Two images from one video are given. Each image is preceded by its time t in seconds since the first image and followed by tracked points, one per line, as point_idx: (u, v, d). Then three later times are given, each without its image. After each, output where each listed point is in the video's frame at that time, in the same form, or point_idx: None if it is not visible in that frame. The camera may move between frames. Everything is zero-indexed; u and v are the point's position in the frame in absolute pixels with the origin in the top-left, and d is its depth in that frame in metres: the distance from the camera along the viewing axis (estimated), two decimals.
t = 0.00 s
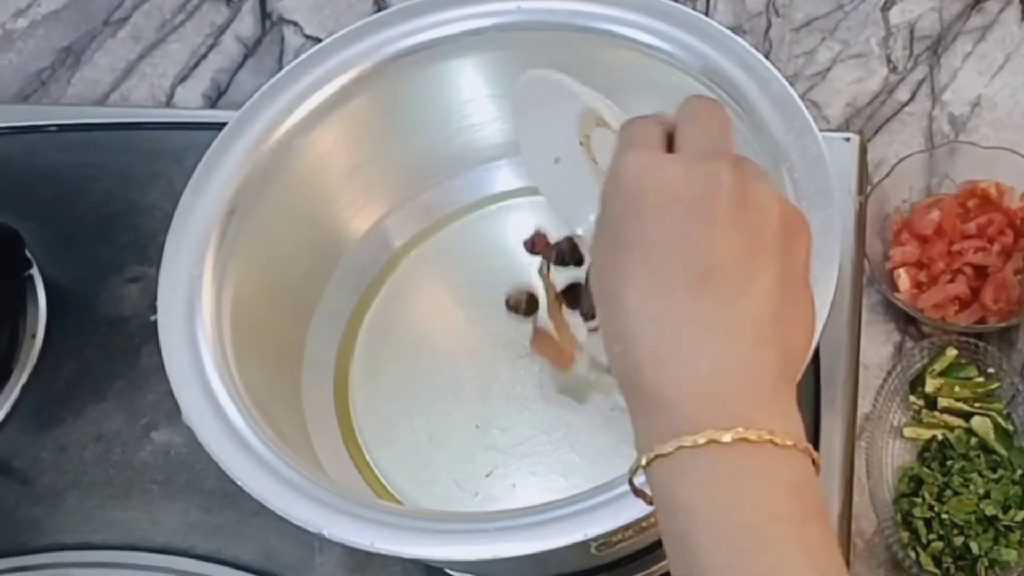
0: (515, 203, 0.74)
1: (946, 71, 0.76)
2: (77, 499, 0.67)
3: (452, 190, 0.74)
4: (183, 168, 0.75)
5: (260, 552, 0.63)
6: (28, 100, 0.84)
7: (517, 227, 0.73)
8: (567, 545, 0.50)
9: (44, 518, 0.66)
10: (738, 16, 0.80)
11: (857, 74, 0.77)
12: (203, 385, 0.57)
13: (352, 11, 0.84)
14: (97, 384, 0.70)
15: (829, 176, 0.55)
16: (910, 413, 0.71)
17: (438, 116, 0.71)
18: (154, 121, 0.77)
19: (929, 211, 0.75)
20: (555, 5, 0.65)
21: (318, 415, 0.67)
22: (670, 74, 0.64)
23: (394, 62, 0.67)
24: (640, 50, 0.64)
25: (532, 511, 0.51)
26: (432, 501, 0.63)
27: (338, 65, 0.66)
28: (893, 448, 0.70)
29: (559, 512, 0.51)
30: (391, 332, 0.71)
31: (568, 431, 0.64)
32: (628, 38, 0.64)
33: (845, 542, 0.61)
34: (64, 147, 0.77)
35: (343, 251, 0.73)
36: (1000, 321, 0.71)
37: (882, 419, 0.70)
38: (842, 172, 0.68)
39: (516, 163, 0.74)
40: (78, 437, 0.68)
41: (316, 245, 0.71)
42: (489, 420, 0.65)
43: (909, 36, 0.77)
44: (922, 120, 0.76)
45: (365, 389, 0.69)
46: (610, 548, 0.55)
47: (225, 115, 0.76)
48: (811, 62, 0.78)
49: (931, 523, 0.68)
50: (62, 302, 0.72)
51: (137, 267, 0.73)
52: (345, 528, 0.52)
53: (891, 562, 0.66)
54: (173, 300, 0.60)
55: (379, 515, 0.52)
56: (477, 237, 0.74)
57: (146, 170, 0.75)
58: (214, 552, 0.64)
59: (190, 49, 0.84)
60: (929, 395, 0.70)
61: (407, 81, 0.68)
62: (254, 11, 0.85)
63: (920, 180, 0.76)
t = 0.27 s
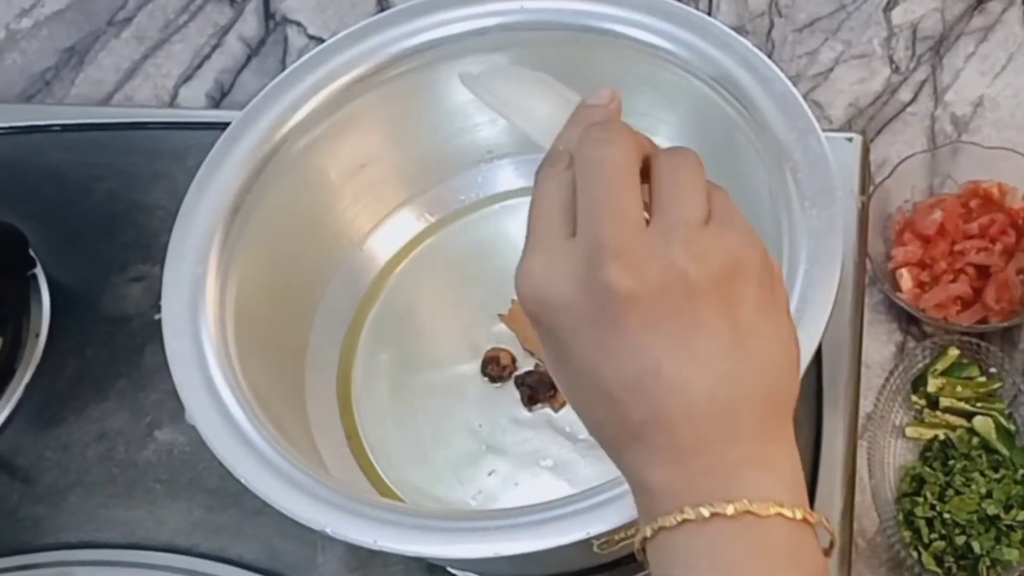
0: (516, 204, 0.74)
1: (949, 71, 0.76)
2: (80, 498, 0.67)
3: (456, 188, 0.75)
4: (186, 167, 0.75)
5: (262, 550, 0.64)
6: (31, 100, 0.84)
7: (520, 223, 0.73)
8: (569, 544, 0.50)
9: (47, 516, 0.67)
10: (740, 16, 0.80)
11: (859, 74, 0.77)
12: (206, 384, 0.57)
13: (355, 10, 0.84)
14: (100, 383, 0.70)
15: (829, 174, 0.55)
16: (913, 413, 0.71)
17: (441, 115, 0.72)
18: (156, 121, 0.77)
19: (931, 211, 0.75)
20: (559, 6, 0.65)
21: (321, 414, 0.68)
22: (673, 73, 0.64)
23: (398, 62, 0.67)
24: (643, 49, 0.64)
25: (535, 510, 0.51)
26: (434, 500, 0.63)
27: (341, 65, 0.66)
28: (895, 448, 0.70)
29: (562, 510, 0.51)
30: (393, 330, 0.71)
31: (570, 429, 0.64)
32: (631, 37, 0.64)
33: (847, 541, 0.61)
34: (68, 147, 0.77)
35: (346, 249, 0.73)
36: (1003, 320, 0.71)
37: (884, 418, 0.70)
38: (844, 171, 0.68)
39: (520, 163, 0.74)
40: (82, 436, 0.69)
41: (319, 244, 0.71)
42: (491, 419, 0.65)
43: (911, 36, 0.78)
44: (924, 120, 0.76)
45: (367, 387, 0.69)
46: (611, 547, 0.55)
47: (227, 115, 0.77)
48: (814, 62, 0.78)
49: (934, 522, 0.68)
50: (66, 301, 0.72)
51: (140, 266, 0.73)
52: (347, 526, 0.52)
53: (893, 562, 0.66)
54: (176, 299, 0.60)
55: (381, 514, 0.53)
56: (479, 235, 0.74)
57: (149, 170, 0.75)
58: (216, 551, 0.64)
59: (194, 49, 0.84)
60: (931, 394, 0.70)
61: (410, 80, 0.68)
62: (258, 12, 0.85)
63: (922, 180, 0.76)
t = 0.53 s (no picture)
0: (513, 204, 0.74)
1: (945, 72, 0.76)
2: (78, 497, 0.67)
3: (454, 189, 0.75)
4: (184, 168, 0.75)
5: (259, 550, 0.64)
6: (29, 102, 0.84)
7: (517, 225, 0.73)
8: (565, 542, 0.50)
9: (46, 516, 0.67)
10: (738, 18, 0.80)
11: (857, 75, 0.77)
12: (203, 383, 0.57)
13: (353, 12, 0.84)
14: (98, 382, 0.70)
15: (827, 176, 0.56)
16: (909, 413, 0.71)
17: (439, 115, 0.72)
18: (155, 122, 0.77)
19: (928, 211, 0.75)
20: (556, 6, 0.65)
21: (318, 413, 0.68)
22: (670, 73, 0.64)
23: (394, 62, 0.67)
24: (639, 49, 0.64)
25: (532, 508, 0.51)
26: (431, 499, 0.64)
27: (339, 65, 0.66)
28: (892, 447, 0.71)
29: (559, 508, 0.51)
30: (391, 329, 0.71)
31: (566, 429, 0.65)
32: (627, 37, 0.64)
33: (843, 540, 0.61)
34: (66, 148, 0.77)
35: (343, 250, 0.73)
36: (998, 320, 0.72)
37: (881, 418, 0.70)
38: (841, 171, 0.69)
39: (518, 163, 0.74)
40: (79, 436, 0.69)
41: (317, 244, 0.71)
42: (488, 418, 0.66)
43: (908, 37, 0.78)
44: (921, 121, 0.76)
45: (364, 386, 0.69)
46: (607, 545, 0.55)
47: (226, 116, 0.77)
48: (811, 63, 0.78)
49: (929, 521, 0.68)
50: (64, 301, 0.72)
51: (138, 266, 0.73)
52: (343, 525, 0.53)
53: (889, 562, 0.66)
54: (173, 298, 0.60)
55: (377, 512, 0.53)
56: (477, 235, 0.74)
57: (147, 170, 0.75)
58: (213, 550, 0.64)
59: (192, 51, 0.84)
60: (928, 394, 0.71)
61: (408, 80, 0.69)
62: (255, 13, 0.85)
63: (919, 181, 0.76)
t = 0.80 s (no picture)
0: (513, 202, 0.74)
1: (945, 70, 0.76)
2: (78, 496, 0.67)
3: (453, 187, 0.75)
4: (185, 167, 0.75)
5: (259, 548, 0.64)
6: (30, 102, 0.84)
7: (518, 224, 0.74)
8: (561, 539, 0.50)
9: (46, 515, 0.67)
10: (737, 16, 0.80)
11: (856, 73, 0.77)
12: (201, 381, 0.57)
13: (354, 12, 0.84)
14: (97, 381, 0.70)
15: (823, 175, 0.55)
16: (909, 411, 0.71)
17: (437, 113, 0.72)
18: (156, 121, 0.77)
19: (927, 209, 0.75)
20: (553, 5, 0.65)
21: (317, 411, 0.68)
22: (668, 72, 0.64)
23: (391, 61, 0.67)
24: (636, 47, 0.64)
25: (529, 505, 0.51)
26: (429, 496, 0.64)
27: (336, 64, 0.66)
28: (891, 445, 0.70)
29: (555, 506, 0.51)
30: (389, 328, 0.71)
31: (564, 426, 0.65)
32: (624, 35, 0.64)
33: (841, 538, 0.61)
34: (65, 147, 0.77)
35: (342, 248, 0.73)
36: (998, 318, 0.72)
37: (880, 416, 0.70)
38: (840, 169, 0.69)
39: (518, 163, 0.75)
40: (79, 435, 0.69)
41: (314, 242, 0.71)
42: (487, 415, 0.66)
43: (907, 35, 0.78)
44: (921, 119, 0.76)
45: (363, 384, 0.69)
46: (605, 543, 0.55)
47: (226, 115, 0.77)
48: (810, 61, 0.78)
49: (929, 520, 0.67)
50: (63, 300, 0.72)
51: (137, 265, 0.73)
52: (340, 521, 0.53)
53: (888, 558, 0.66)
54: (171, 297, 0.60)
55: (374, 509, 0.53)
56: (478, 234, 0.74)
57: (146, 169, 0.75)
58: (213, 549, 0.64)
59: (192, 50, 0.84)
60: (927, 392, 0.71)
61: (404, 79, 0.69)
62: (255, 13, 0.85)
63: (918, 179, 0.76)
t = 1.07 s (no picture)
0: (512, 202, 0.75)
1: (942, 72, 0.77)
2: (82, 494, 0.68)
3: (454, 187, 0.76)
4: (189, 168, 0.76)
5: (262, 546, 0.64)
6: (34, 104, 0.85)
7: (517, 224, 0.74)
8: (558, 536, 0.51)
9: (50, 514, 0.67)
10: (737, 19, 0.81)
11: (854, 75, 0.78)
12: (204, 379, 0.58)
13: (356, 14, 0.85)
14: (101, 380, 0.71)
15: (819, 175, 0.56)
16: (906, 410, 0.72)
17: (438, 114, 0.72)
18: (159, 123, 0.78)
19: (924, 210, 0.75)
20: (553, 7, 0.66)
21: (319, 410, 0.68)
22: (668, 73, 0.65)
23: (393, 62, 0.68)
24: (636, 48, 0.65)
25: (527, 502, 0.52)
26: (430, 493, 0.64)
27: (337, 65, 0.67)
28: (889, 444, 0.71)
29: (553, 503, 0.52)
30: (390, 327, 0.72)
31: (564, 425, 0.65)
32: (623, 37, 0.65)
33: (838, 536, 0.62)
34: (69, 149, 0.78)
35: (344, 248, 0.74)
36: (994, 318, 0.72)
37: (877, 415, 0.71)
38: (837, 169, 0.69)
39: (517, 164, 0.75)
40: (83, 434, 0.69)
41: (316, 242, 0.72)
42: (487, 414, 0.67)
43: (905, 37, 0.78)
44: (918, 121, 0.77)
45: (365, 383, 0.70)
46: (602, 540, 0.56)
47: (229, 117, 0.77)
48: (808, 64, 0.79)
49: (926, 518, 0.67)
50: (68, 301, 0.73)
51: (141, 266, 0.74)
52: (341, 518, 0.53)
53: (886, 556, 0.67)
54: (175, 296, 0.61)
55: (375, 506, 0.53)
56: (479, 234, 0.75)
57: (150, 171, 0.76)
58: (216, 547, 0.65)
59: (195, 53, 0.85)
60: (924, 391, 0.71)
61: (406, 79, 0.69)
62: (258, 16, 0.86)
63: (916, 179, 0.76)
